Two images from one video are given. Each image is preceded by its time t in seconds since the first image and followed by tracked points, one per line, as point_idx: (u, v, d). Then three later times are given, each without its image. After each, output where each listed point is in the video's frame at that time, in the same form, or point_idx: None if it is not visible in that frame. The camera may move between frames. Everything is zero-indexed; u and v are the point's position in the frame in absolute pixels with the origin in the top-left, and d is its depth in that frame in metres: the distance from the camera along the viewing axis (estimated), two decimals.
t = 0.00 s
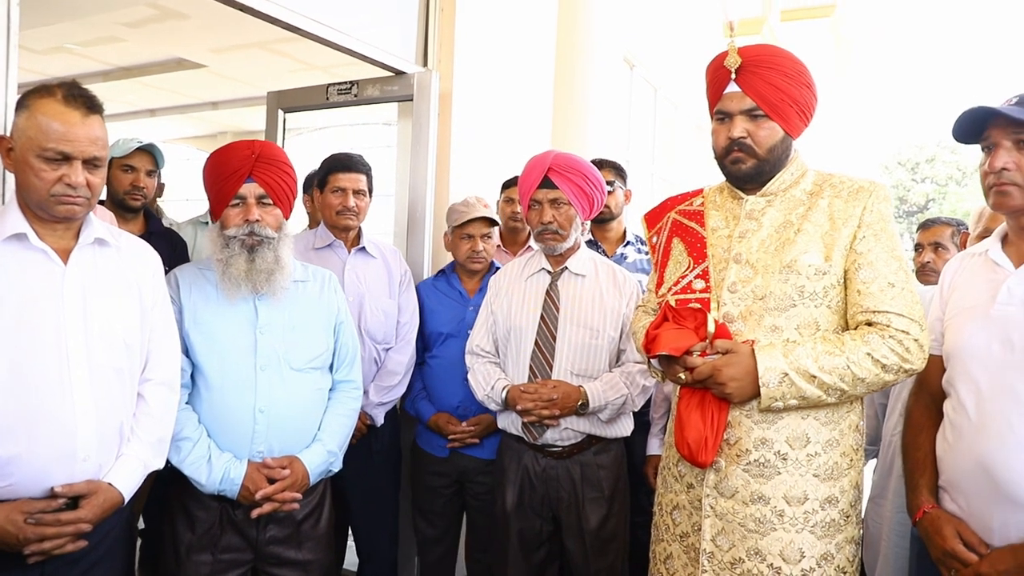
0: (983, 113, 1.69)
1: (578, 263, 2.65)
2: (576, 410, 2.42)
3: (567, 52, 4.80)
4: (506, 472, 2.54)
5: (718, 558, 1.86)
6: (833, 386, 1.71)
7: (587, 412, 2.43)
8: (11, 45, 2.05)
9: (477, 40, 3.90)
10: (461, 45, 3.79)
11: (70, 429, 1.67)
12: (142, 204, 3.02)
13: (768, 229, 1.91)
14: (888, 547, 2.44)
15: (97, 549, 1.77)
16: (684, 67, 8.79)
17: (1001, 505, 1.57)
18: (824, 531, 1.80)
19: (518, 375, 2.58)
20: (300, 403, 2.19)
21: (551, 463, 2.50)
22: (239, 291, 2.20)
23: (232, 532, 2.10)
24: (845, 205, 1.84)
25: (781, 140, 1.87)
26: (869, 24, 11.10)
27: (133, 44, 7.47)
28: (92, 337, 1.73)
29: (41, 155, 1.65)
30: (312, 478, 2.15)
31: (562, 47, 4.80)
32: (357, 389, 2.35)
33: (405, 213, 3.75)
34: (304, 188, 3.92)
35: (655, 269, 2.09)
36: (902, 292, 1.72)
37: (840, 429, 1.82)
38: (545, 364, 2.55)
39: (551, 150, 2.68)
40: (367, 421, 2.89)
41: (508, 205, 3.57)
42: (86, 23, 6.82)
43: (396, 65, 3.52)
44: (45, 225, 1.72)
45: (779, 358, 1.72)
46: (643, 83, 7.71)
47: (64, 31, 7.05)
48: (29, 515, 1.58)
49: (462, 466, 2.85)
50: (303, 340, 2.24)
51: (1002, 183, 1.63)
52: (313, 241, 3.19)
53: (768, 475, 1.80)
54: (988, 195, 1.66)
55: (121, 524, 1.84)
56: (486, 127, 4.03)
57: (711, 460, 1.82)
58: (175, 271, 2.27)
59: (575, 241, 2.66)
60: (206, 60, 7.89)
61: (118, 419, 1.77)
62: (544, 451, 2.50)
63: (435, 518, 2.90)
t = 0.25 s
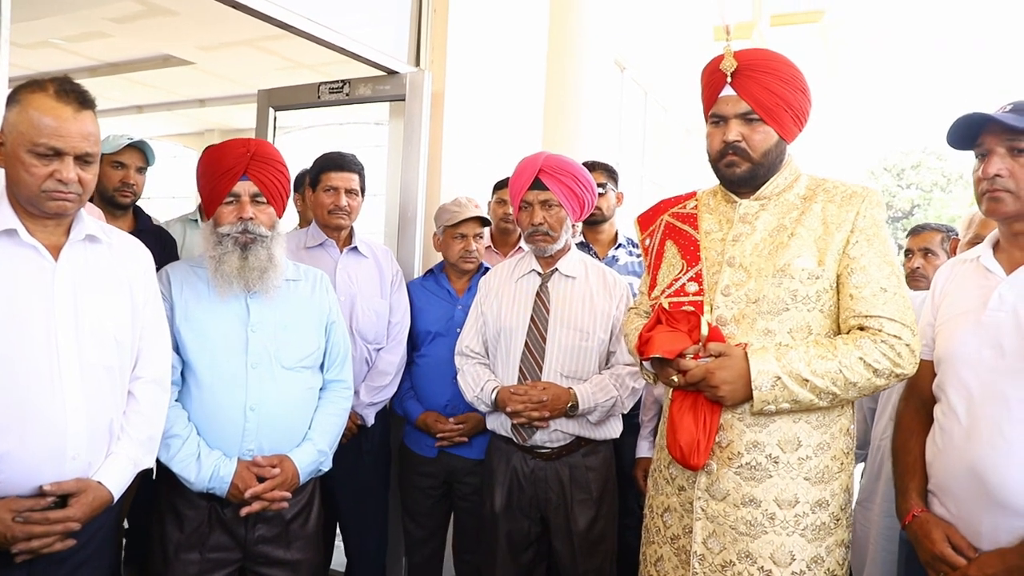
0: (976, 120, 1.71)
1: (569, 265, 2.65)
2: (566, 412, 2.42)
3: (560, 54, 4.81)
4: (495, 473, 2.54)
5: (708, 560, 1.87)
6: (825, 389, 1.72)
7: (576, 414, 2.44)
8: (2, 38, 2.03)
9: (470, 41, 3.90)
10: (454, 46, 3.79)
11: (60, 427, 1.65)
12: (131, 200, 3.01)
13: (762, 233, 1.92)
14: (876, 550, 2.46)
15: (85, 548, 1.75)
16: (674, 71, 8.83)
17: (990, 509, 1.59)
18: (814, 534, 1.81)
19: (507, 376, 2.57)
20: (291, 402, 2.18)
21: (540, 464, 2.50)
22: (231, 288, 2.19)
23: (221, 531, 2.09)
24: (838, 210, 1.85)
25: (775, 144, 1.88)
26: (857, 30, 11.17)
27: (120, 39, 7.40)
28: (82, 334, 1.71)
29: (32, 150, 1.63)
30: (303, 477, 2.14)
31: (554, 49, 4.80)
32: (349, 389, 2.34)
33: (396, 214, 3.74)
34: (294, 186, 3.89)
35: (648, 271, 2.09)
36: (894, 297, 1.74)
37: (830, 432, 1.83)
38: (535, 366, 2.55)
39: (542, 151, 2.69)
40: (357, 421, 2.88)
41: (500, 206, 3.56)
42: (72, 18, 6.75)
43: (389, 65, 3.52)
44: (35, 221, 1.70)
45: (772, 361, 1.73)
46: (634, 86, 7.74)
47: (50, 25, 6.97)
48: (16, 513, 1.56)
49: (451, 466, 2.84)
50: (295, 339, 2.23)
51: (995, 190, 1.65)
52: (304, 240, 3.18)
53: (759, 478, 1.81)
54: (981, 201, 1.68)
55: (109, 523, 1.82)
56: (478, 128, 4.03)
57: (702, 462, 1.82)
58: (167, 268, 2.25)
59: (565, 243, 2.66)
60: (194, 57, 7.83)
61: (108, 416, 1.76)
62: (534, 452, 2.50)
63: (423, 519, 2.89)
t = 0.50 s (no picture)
0: (980, 123, 1.71)
1: (570, 266, 2.65)
2: (567, 413, 2.42)
3: (560, 55, 4.81)
4: (497, 474, 2.54)
5: (713, 562, 1.87)
6: (830, 391, 1.72)
7: (577, 415, 2.44)
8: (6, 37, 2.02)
9: (472, 42, 3.90)
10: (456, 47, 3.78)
11: (65, 427, 1.65)
12: (133, 200, 3.00)
13: (766, 235, 1.92)
14: (878, 552, 2.46)
15: (89, 549, 1.74)
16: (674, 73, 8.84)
17: (996, 512, 1.59)
18: (819, 536, 1.81)
19: (509, 378, 2.57)
20: (294, 403, 2.17)
21: (541, 466, 2.49)
22: (234, 289, 2.18)
23: (224, 531, 2.08)
24: (843, 212, 1.85)
25: (780, 146, 1.88)
26: (857, 32, 11.17)
27: (119, 39, 7.39)
28: (87, 334, 1.71)
29: (36, 149, 1.62)
30: (306, 478, 2.13)
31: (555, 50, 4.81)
32: (351, 390, 2.34)
33: (398, 214, 3.74)
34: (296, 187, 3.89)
35: (652, 273, 2.09)
36: (899, 299, 1.74)
37: (835, 434, 1.83)
38: (536, 367, 2.55)
39: (543, 152, 2.69)
40: (359, 422, 2.88)
41: (502, 207, 3.56)
42: (71, 17, 6.73)
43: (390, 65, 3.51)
44: (39, 221, 1.70)
45: (777, 363, 1.72)
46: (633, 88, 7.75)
47: (49, 25, 6.95)
48: (21, 514, 1.56)
49: (453, 467, 2.84)
50: (298, 339, 2.23)
51: (1000, 192, 1.65)
52: (306, 240, 3.17)
53: (764, 480, 1.81)
54: (986, 204, 1.68)
55: (113, 523, 1.82)
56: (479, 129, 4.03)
57: (707, 464, 1.82)
58: (169, 268, 2.25)
59: (566, 244, 2.66)
60: (193, 57, 7.82)
61: (113, 417, 1.75)
62: (535, 453, 2.50)
63: (425, 520, 2.89)
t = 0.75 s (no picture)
0: (970, 125, 1.73)
1: (563, 268, 2.65)
2: (560, 415, 2.42)
3: (552, 55, 4.82)
4: (490, 476, 2.53)
5: (708, 563, 1.87)
6: (824, 392, 1.73)
7: (570, 417, 2.43)
8: None
9: (464, 43, 3.89)
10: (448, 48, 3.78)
11: (56, 433, 1.64)
12: (121, 202, 2.97)
13: (760, 236, 1.92)
14: (870, 550, 2.48)
15: (81, 555, 1.73)
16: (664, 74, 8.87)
17: (989, 510, 1.60)
18: (813, 535, 1.82)
19: (501, 380, 2.57)
20: (288, 406, 2.16)
21: (534, 467, 2.49)
22: (227, 292, 2.17)
23: (218, 535, 2.07)
24: (836, 213, 1.86)
25: (773, 147, 1.89)
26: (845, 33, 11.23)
27: (105, 38, 7.33)
28: (79, 338, 1.70)
29: (27, 151, 1.61)
30: (300, 481, 2.12)
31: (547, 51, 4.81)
32: (345, 392, 2.33)
33: (390, 216, 3.73)
34: (287, 188, 3.87)
35: (646, 274, 2.09)
36: (892, 300, 1.75)
37: (829, 434, 1.84)
38: (529, 369, 2.55)
39: (535, 154, 2.68)
40: (352, 424, 2.87)
41: (494, 208, 3.55)
42: (57, 17, 6.67)
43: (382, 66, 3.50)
44: (30, 223, 1.68)
45: (771, 364, 1.73)
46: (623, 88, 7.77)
47: (34, 24, 6.89)
48: (12, 521, 1.54)
49: (446, 469, 2.83)
50: (291, 342, 2.22)
51: (991, 194, 1.66)
52: (299, 242, 3.16)
53: (758, 480, 1.82)
54: (977, 206, 1.70)
55: (106, 529, 1.80)
56: (471, 130, 4.03)
57: (702, 465, 1.82)
58: (161, 272, 2.23)
59: (558, 245, 2.66)
60: (181, 57, 7.77)
61: (105, 421, 1.74)
62: (528, 455, 2.50)
63: (418, 522, 2.88)
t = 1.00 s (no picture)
0: (955, 127, 1.76)
1: (550, 272, 2.66)
2: (550, 419, 2.41)
3: (536, 61, 4.83)
4: (481, 482, 2.53)
5: (700, 565, 1.88)
6: (812, 393, 1.74)
7: (560, 422, 2.43)
8: None
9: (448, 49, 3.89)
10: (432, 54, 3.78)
11: (42, 447, 1.62)
12: (102, 211, 2.94)
13: (747, 239, 1.94)
14: (859, 548, 2.50)
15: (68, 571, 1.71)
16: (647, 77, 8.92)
17: (976, 508, 1.62)
18: (804, 536, 1.83)
19: (490, 385, 2.57)
20: (277, 416, 2.15)
21: (524, 472, 2.49)
22: (213, 302, 2.15)
23: (207, 547, 2.05)
24: (821, 216, 1.88)
25: (758, 151, 1.90)
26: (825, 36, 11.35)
27: (85, 45, 7.27)
28: (63, 350, 1.68)
29: (10, 162, 1.59)
30: (290, 492, 2.11)
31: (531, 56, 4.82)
32: (334, 401, 2.32)
33: (376, 222, 3.72)
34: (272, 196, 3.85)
35: (634, 278, 2.10)
36: (878, 301, 1.77)
37: (818, 435, 1.86)
38: (517, 374, 2.55)
39: (522, 159, 2.69)
40: (341, 433, 2.86)
41: (481, 213, 3.55)
42: (35, 25, 6.61)
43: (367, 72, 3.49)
44: (13, 235, 1.66)
45: (760, 366, 1.74)
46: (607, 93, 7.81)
47: (12, 32, 6.82)
48: None
49: (437, 476, 2.82)
50: (280, 351, 2.20)
51: (973, 195, 1.69)
52: (285, 249, 3.15)
53: (749, 481, 1.83)
54: (960, 206, 1.72)
55: (92, 543, 1.79)
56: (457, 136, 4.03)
57: (693, 468, 1.83)
58: (147, 283, 2.21)
59: (545, 250, 2.67)
60: (162, 64, 7.72)
61: (90, 434, 1.72)
62: (518, 460, 2.50)
63: (409, 529, 2.87)
